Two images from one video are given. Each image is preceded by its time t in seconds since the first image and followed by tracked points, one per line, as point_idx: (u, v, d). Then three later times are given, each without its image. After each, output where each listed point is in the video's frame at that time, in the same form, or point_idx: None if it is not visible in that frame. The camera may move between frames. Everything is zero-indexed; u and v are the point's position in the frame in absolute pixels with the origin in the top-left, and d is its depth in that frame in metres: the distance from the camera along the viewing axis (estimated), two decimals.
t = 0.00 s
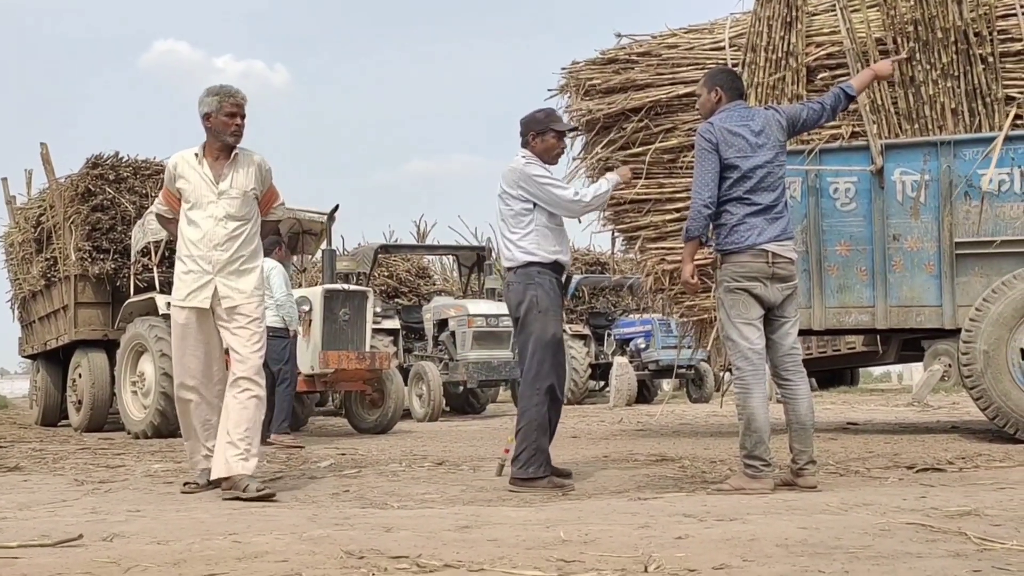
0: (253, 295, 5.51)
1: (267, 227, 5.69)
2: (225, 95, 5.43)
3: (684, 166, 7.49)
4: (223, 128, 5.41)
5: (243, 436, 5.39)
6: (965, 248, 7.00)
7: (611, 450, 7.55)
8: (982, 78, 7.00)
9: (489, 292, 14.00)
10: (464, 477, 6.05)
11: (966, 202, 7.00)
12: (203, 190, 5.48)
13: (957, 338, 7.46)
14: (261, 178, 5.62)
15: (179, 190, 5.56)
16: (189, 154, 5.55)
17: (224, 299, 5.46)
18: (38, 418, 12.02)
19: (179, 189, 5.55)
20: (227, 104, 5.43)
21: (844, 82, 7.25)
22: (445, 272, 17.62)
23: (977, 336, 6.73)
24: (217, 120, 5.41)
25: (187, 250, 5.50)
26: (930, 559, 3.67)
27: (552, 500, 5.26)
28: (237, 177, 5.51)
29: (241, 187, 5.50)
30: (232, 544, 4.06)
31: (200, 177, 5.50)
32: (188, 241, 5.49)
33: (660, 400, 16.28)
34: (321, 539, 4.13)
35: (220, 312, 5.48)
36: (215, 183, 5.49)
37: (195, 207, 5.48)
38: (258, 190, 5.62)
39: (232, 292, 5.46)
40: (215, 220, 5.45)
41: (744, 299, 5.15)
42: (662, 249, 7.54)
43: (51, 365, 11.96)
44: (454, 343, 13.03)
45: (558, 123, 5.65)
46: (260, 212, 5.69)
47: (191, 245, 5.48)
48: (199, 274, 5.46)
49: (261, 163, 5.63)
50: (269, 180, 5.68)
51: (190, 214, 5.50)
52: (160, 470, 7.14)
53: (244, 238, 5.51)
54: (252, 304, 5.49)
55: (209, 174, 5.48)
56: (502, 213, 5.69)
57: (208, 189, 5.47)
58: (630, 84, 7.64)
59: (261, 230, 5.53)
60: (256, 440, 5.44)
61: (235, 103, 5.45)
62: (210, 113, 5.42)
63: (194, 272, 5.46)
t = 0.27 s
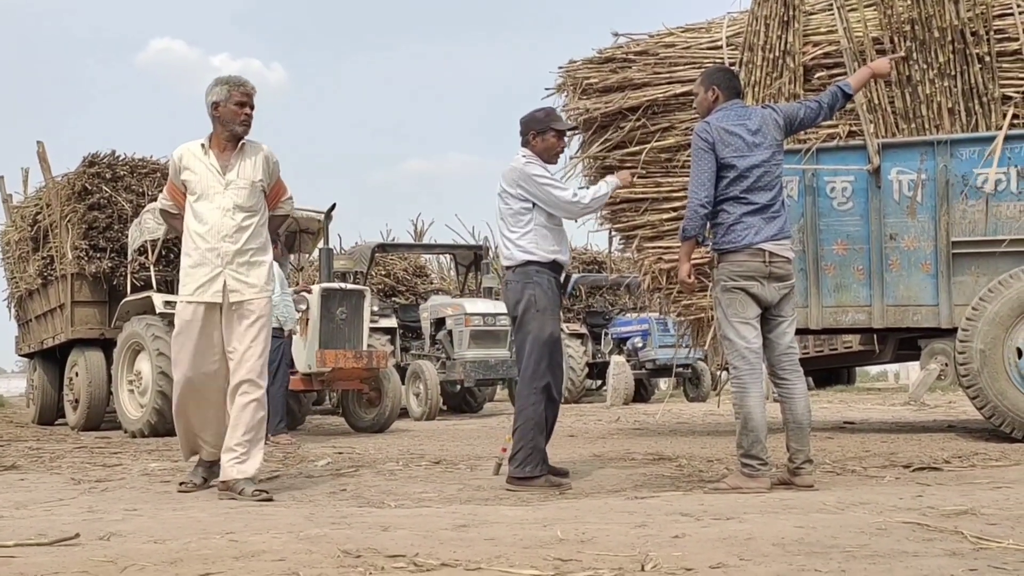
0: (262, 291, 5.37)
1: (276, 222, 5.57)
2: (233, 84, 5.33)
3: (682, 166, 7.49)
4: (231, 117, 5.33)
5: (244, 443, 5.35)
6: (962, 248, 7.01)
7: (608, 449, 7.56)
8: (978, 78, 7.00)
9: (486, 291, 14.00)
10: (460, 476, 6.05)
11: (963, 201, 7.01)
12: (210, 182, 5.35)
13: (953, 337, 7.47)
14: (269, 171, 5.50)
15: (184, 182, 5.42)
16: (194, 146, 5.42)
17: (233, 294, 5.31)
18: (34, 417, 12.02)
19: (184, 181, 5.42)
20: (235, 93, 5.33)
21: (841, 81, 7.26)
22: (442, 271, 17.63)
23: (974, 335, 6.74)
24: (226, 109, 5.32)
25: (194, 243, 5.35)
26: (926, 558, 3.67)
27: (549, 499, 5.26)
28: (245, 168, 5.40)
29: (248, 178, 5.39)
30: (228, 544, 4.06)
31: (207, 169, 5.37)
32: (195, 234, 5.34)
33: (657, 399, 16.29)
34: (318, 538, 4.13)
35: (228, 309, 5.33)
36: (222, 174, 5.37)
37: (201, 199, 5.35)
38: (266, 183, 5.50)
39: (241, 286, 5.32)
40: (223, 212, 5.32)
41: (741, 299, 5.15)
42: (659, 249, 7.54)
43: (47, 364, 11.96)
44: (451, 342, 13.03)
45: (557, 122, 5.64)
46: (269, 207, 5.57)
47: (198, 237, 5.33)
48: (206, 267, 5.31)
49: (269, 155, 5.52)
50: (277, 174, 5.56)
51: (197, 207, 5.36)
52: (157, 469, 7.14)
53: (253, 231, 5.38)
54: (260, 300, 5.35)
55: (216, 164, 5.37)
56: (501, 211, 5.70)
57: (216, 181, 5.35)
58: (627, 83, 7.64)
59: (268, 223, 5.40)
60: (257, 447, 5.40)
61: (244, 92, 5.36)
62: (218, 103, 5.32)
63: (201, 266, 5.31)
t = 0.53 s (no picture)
0: (268, 290, 5.32)
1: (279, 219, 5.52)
2: (243, 77, 5.23)
3: (680, 164, 7.49)
4: (241, 111, 5.22)
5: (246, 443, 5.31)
6: (959, 246, 7.02)
7: (606, 448, 7.56)
8: (976, 76, 7.00)
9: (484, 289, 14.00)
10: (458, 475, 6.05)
11: (960, 200, 7.02)
12: (220, 176, 5.24)
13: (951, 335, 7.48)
14: (275, 168, 5.44)
15: (188, 175, 5.27)
16: (200, 139, 5.28)
17: (242, 293, 5.23)
18: (31, 415, 12.00)
19: (190, 175, 5.27)
20: (245, 86, 5.23)
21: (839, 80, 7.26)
22: (440, 269, 17.62)
23: (971, 334, 6.75)
24: (235, 102, 5.21)
25: (201, 238, 5.22)
26: (923, 556, 3.67)
27: (546, 497, 5.25)
28: (255, 165, 5.31)
29: (258, 174, 5.30)
30: (226, 542, 4.05)
31: (216, 162, 5.25)
32: (203, 229, 5.21)
33: (655, 397, 16.28)
34: (316, 537, 4.13)
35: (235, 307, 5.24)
36: (232, 169, 5.26)
37: (210, 194, 5.22)
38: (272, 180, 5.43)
39: (250, 284, 5.24)
40: (234, 208, 5.22)
41: (739, 297, 5.15)
42: (657, 247, 7.54)
43: (45, 362, 11.95)
44: (448, 340, 13.03)
45: (557, 120, 5.64)
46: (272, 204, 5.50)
47: (207, 233, 5.20)
48: (215, 263, 5.19)
49: (274, 151, 5.44)
50: (281, 171, 5.50)
51: (205, 201, 5.23)
52: (154, 467, 7.13)
53: (262, 228, 5.31)
54: (266, 300, 5.30)
55: (226, 159, 5.25)
56: (499, 209, 5.69)
57: (226, 175, 5.24)
58: (625, 82, 7.64)
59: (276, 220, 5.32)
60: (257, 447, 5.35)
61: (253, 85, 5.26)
62: (228, 96, 5.21)
63: (210, 263, 5.19)
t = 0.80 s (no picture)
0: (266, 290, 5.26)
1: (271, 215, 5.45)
2: (247, 72, 5.06)
3: (677, 164, 7.49)
4: (243, 107, 5.07)
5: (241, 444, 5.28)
6: (956, 246, 7.02)
7: (603, 447, 7.55)
8: (973, 76, 7.00)
9: (481, 288, 13.99)
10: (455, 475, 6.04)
11: (958, 199, 7.02)
12: (224, 173, 5.11)
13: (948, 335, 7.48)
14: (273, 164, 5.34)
15: (188, 169, 5.11)
16: (201, 132, 5.12)
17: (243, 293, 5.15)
18: (28, 415, 11.99)
19: (190, 168, 5.10)
20: (249, 82, 5.06)
21: (836, 79, 7.26)
22: (437, 269, 17.62)
23: (968, 334, 6.75)
24: (238, 98, 5.06)
25: (203, 235, 5.08)
26: (921, 556, 3.67)
27: (544, 497, 5.25)
28: (257, 163, 5.21)
29: (260, 172, 5.21)
30: (222, 542, 4.05)
31: (219, 158, 5.11)
32: (205, 226, 5.08)
33: (652, 397, 16.29)
34: (313, 537, 4.12)
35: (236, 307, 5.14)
36: (235, 166, 5.14)
37: (214, 190, 5.10)
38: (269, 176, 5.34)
39: (252, 285, 5.18)
40: (239, 207, 5.12)
41: (736, 297, 5.15)
42: (655, 247, 7.54)
43: (41, 362, 11.93)
44: (446, 340, 13.02)
45: (556, 120, 5.64)
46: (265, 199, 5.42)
47: (210, 231, 5.08)
48: (218, 263, 5.09)
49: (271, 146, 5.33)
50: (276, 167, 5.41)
51: (207, 198, 5.10)
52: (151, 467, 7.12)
53: (263, 227, 5.23)
54: (264, 301, 5.24)
55: (230, 156, 5.12)
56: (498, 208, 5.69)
57: (231, 172, 5.12)
58: (622, 81, 7.64)
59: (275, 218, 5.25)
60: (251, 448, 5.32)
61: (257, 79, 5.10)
62: (231, 91, 5.05)
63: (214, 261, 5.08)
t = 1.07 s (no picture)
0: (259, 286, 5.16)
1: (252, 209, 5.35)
2: (233, 64, 4.91)
3: (675, 163, 7.49)
4: (226, 102, 4.93)
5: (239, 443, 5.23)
6: (954, 246, 7.03)
7: (601, 447, 7.56)
8: (971, 76, 7.00)
9: (480, 288, 14.00)
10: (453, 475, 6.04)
11: (955, 199, 7.03)
12: (214, 163, 4.99)
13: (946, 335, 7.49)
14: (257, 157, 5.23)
15: (175, 159, 4.96)
16: (189, 122, 4.98)
17: (239, 287, 5.03)
18: (26, 415, 11.99)
19: (178, 158, 4.95)
20: (233, 76, 4.92)
21: (834, 79, 7.26)
22: (435, 269, 17.62)
23: (966, 333, 6.76)
24: (220, 92, 4.92)
25: (196, 227, 4.94)
26: (919, 556, 3.67)
27: (542, 497, 5.25)
28: (244, 156, 5.10)
29: (248, 165, 5.11)
30: (221, 542, 4.05)
31: (210, 148, 4.99)
32: (198, 217, 4.94)
33: (650, 397, 16.29)
34: (311, 537, 4.12)
35: (232, 304, 5.02)
36: (226, 157, 5.02)
37: (206, 181, 4.97)
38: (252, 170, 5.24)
39: (246, 278, 5.06)
40: (231, 198, 5.01)
41: (734, 296, 5.15)
42: (653, 246, 7.55)
43: (39, 362, 11.93)
44: (444, 340, 13.03)
45: (557, 119, 5.64)
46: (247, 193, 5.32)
47: (203, 222, 4.94)
48: (213, 256, 4.95)
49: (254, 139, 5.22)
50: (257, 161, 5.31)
51: (198, 189, 4.96)
52: (149, 467, 7.12)
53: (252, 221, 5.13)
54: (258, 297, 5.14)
55: (220, 146, 5.01)
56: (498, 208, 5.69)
57: (222, 163, 5.00)
58: (620, 81, 7.64)
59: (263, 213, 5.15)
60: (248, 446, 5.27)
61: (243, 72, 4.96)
62: (214, 83, 4.91)
63: (208, 253, 4.94)
